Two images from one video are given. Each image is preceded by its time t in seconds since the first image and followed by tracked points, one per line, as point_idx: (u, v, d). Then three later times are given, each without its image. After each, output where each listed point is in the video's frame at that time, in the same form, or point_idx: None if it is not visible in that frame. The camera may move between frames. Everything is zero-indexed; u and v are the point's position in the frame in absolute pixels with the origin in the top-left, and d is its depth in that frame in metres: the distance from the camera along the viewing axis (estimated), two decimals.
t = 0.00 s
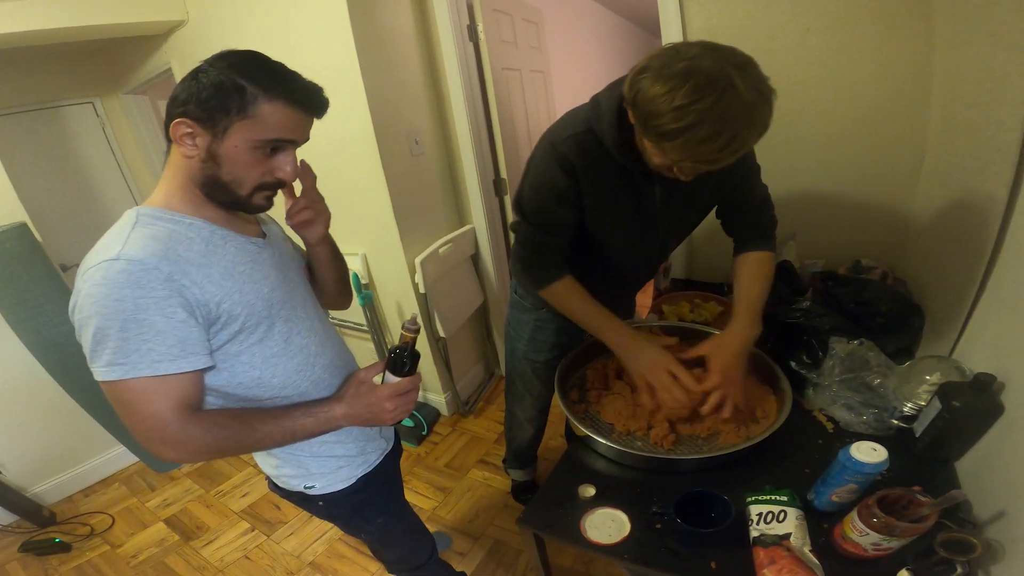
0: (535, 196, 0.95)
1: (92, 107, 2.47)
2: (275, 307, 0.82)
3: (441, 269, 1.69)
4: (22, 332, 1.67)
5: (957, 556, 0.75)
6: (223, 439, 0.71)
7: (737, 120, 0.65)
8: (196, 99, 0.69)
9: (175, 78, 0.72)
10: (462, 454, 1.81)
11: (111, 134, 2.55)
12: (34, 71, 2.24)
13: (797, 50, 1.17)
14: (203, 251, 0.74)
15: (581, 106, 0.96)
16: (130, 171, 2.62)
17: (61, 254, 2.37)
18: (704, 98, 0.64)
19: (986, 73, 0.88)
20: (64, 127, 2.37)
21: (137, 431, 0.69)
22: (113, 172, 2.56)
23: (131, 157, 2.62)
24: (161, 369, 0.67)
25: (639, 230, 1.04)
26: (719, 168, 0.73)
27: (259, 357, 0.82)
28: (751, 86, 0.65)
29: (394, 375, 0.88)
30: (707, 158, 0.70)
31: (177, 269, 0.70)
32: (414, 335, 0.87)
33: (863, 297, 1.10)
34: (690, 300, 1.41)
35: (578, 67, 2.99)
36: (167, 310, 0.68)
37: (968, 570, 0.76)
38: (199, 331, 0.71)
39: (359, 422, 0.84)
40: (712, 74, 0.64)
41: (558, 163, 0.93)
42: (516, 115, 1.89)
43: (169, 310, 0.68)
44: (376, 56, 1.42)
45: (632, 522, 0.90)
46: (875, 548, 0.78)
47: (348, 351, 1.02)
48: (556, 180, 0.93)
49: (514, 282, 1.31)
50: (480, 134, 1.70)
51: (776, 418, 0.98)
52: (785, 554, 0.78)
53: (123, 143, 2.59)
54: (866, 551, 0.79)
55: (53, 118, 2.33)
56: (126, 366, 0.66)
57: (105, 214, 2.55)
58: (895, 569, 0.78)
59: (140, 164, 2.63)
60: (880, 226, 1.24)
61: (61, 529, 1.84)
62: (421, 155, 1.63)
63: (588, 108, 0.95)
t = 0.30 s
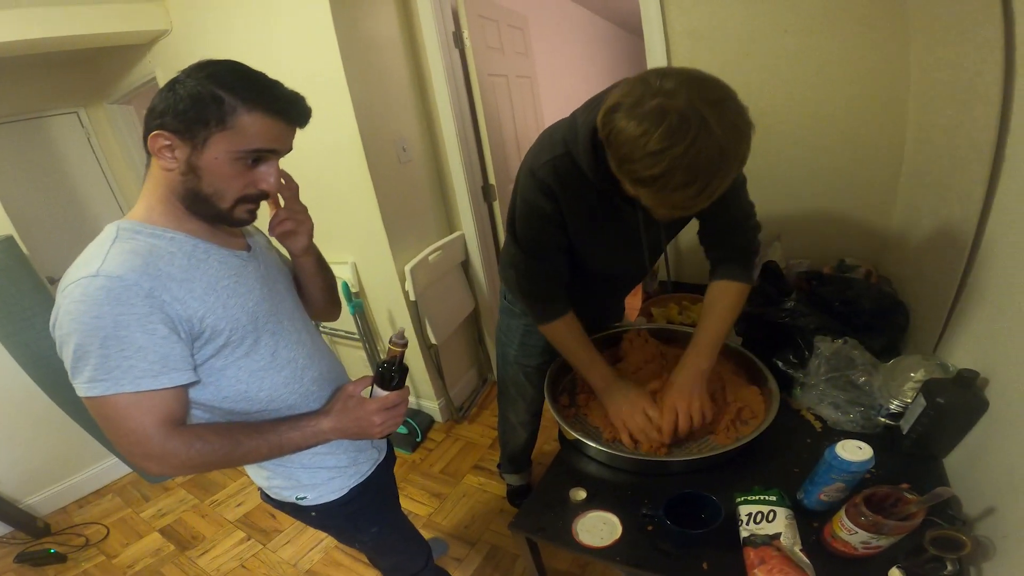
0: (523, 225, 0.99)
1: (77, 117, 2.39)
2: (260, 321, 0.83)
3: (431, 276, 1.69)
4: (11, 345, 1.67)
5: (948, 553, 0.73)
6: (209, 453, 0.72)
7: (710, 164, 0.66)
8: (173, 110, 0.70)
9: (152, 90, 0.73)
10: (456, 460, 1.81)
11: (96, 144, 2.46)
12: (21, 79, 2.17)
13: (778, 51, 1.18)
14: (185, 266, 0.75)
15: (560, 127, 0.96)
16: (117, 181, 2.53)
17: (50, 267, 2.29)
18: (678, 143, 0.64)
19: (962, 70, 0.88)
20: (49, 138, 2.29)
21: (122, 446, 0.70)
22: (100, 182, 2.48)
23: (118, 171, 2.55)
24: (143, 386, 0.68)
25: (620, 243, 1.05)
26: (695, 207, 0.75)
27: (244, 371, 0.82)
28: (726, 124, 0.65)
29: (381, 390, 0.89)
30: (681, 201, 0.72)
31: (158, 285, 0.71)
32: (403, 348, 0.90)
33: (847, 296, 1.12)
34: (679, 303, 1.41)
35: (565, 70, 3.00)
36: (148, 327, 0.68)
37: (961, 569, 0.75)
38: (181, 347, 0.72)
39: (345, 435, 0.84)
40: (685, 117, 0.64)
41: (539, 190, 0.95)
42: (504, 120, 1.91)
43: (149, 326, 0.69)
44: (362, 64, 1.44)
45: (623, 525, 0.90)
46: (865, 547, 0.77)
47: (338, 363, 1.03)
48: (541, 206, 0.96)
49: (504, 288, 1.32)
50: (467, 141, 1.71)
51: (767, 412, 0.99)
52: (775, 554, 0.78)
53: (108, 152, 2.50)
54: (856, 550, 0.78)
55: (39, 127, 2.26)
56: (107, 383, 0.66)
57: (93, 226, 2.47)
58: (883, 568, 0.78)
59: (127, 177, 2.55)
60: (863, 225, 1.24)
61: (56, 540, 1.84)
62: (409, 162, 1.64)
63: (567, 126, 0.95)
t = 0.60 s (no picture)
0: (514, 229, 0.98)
1: (73, 123, 2.39)
2: (255, 328, 0.83)
3: (428, 280, 1.70)
4: (11, 352, 1.68)
5: (949, 554, 0.73)
6: (206, 461, 0.72)
7: (687, 166, 0.67)
8: (156, 117, 0.70)
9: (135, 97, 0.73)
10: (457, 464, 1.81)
11: (92, 149, 2.46)
12: (16, 86, 2.18)
13: (772, 51, 1.18)
14: (176, 275, 0.75)
15: (543, 132, 0.98)
16: (114, 186, 2.53)
17: (47, 273, 2.31)
18: (653, 147, 0.66)
19: (955, 68, 0.88)
20: (46, 144, 2.30)
21: (119, 456, 0.70)
22: (97, 187, 2.48)
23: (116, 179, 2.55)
24: (137, 397, 0.68)
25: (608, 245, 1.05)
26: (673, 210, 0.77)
27: (240, 378, 0.82)
28: (701, 128, 0.67)
29: (379, 396, 0.90)
30: (659, 205, 0.73)
31: (149, 294, 0.71)
32: (399, 354, 0.89)
33: (844, 296, 1.10)
34: (677, 304, 1.41)
35: (561, 73, 3.01)
36: (140, 337, 0.69)
37: (962, 569, 0.74)
38: (174, 357, 0.72)
39: (343, 442, 0.84)
40: (660, 120, 0.65)
41: (528, 192, 0.95)
42: (500, 124, 1.91)
43: (142, 336, 0.69)
44: (357, 69, 1.44)
45: (622, 527, 0.90)
46: (865, 548, 0.76)
47: (336, 369, 1.03)
48: (531, 209, 0.95)
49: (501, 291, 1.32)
50: (463, 144, 1.72)
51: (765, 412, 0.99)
52: (775, 555, 0.78)
53: (105, 157, 2.50)
54: (856, 551, 0.77)
55: (36, 134, 2.26)
56: (100, 394, 0.66)
57: (91, 231, 2.48)
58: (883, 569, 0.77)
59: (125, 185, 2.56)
60: (860, 225, 1.24)
61: (57, 546, 1.84)
62: (406, 167, 1.65)
63: (551, 130, 0.96)
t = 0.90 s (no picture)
0: (499, 212, 1.00)
1: (81, 122, 2.39)
2: (262, 327, 0.83)
3: (433, 279, 1.69)
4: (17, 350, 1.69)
5: (958, 556, 0.71)
6: (215, 460, 0.72)
7: (663, 134, 0.67)
8: (144, 116, 0.71)
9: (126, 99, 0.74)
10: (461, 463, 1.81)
11: (100, 148, 2.47)
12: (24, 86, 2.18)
13: (780, 51, 1.17)
14: (182, 274, 0.75)
15: (531, 123, 0.99)
16: (121, 185, 2.54)
17: (55, 271, 2.32)
18: (627, 114, 0.66)
19: (964, 67, 0.88)
20: (53, 144, 2.31)
21: (128, 457, 0.70)
22: (104, 186, 2.49)
23: (122, 173, 2.55)
24: (144, 396, 0.68)
25: (603, 239, 1.05)
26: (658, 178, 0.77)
27: (246, 377, 0.82)
28: (678, 98, 0.67)
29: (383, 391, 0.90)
30: (639, 173, 0.73)
31: (155, 293, 0.71)
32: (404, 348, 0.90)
33: (852, 296, 1.10)
34: (683, 304, 1.41)
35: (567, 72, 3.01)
36: (147, 336, 0.69)
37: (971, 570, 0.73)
38: (181, 355, 0.72)
39: (351, 437, 0.84)
40: (637, 92, 0.66)
41: (509, 176, 0.97)
42: (505, 123, 1.91)
43: (148, 335, 0.69)
44: (362, 68, 1.44)
45: (627, 527, 0.90)
46: (873, 550, 0.76)
47: (342, 366, 1.03)
48: (509, 192, 0.97)
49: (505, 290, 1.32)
50: (469, 143, 1.71)
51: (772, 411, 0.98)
52: (782, 557, 0.77)
53: (113, 157, 2.51)
54: (864, 553, 0.77)
55: (43, 134, 2.27)
56: (107, 394, 0.66)
57: (98, 230, 2.49)
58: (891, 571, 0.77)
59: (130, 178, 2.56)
60: (868, 225, 1.23)
61: (63, 544, 1.85)
62: (411, 166, 1.65)
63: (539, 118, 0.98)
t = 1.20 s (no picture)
0: (506, 223, 0.99)
1: (86, 123, 2.40)
2: (268, 326, 0.83)
3: (436, 279, 1.70)
4: (22, 351, 1.69)
5: (964, 556, 0.71)
6: (227, 454, 0.73)
7: (667, 162, 0.66)
8: (139, 117, 0.71)
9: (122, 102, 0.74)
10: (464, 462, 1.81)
11: (105, 149, 2.48)
12: (29, 87, 2.19)
13: (783, 50, 1.17)
14: (191, 272, 0.75)
15: (537, 130, 0.97)
16: (126, 186, 2.55)
17: (60, 272, 2.33)
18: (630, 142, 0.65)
19: (969, 65, 0.87)
20: (58, 145, 2.31)
21: (138, 454, 0.70)
22: (108, 187, 2.50)
23: (124, 170, 2.54)
24: (156, 394, 0.68)
25: (608, 246, 1.05)
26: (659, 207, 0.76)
27: (254, 375, 0.83)
28: (683, 124, 0.66)
29: (386, 375, 0.89)
30: (641, 202, 0.73)
31: (165, 291, 0.71)
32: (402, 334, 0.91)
33: (858, 295, 1.08)
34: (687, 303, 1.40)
35: (569, 72, 3.00)
36: (157, 334, 0.69)
37: (977, 571, 0.73)
38: (191, 354, 0.72)
39: (355, 423, 0.86)
40: (640, 117, 0.65)
41: (514, 188, 0.96)
42: (507, 122, 1.90)
43: (159, 334, 0.69)
44: (365, 68, 1.44)
45: (630, 527, 0.89)
46: (878, 550, 0.76)
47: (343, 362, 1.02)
48: (515, 204, 0.97)
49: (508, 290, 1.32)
50: (471, 143, 1.71)
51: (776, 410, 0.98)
52: (785, 557, 0.77)
53: (118, 157, 2.52)
54: (869, 553, 0.77)
55: (48, 134, 2.28)
56: (118, 391, 0.67)
57: (102, 231, 2.50)
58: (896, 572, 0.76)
59: (132, 176, 2.55)
60: (872, 224, 1.23)
61: (68, 543, 1.85)
62: (414, 166, 1.65)
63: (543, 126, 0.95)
